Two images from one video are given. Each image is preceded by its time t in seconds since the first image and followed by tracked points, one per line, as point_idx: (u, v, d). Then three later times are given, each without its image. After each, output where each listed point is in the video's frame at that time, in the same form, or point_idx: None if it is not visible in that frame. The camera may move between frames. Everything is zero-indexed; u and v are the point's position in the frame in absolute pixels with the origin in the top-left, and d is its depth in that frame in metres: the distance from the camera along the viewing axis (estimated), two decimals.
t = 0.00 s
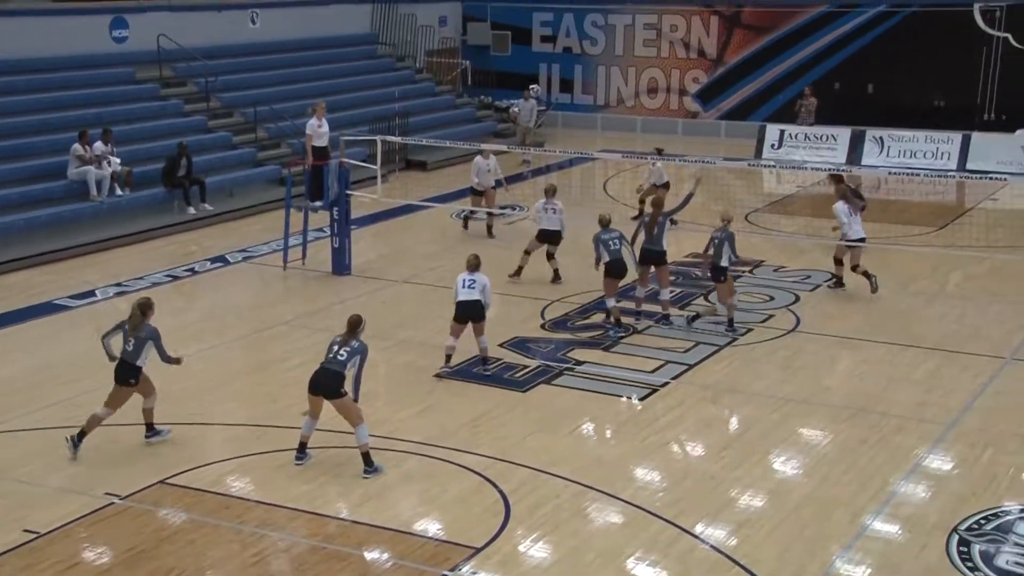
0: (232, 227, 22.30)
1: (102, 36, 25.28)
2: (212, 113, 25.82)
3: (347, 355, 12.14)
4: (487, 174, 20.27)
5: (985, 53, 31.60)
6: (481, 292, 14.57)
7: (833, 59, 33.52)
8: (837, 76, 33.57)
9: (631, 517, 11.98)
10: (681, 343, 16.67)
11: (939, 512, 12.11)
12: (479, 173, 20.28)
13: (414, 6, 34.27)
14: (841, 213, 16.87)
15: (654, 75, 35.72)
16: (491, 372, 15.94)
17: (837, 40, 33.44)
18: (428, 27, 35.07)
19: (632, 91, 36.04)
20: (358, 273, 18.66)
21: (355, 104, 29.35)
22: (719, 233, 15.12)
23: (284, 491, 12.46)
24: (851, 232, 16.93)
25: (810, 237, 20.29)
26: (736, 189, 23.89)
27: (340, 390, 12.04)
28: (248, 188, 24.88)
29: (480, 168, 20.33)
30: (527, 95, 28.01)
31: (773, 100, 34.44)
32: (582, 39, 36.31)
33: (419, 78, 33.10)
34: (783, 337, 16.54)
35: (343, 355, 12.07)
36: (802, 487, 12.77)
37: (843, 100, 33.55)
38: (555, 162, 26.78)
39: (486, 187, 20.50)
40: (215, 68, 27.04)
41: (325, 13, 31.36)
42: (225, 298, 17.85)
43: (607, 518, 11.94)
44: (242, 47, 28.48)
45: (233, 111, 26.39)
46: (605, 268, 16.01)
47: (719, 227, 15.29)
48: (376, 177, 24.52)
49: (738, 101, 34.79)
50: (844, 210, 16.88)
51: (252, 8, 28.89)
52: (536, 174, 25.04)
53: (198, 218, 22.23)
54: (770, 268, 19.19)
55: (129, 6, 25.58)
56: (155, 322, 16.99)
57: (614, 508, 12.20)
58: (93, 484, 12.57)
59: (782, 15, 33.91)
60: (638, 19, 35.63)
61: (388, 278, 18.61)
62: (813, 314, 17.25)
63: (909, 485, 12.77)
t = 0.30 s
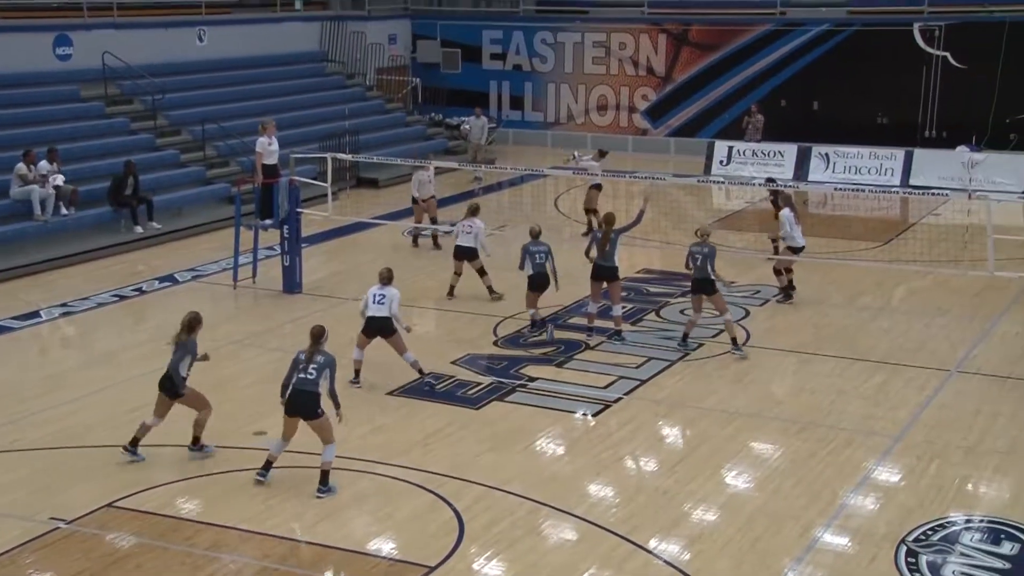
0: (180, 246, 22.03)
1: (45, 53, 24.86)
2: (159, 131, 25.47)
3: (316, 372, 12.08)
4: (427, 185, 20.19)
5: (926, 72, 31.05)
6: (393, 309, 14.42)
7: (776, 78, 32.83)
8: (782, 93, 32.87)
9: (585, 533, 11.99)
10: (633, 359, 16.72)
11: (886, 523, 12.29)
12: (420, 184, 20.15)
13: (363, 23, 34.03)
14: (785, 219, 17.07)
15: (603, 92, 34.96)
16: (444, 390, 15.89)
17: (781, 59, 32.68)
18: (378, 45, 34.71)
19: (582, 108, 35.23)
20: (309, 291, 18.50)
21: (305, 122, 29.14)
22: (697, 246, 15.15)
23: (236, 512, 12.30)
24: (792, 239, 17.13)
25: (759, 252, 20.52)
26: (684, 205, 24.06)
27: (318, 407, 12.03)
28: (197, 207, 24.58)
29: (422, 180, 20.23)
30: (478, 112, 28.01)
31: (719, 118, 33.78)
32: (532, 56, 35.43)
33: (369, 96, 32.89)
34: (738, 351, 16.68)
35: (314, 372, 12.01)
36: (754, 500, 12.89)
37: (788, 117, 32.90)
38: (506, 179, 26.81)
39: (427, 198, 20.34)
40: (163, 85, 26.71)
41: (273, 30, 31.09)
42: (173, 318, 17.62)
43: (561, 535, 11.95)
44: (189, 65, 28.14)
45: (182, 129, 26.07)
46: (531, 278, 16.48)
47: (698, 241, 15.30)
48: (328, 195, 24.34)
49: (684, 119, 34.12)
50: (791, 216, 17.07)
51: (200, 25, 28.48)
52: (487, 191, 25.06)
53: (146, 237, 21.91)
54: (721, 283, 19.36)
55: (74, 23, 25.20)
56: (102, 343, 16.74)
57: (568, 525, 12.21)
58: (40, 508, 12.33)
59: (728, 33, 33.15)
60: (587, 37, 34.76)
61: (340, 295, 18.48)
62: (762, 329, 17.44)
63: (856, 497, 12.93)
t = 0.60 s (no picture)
0: (125, 263, 20.60)
1: None
2: (99, 137, 23.86)
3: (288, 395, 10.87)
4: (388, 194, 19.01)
5: (922, 72, 29.18)
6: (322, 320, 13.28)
7: (765, 79, 30.81)
8: (771, 96, 30.82)
9: (561, 571, 10.82)
10: (613, 381, 15.57)
11: (889, 557, 11.19)
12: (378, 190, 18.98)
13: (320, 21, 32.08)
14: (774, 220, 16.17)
15: (579, 96, 32.81)
16: (410, 417, 14.68)
17: (771, 58, 30.63)
18: (337, 45, 32.79)
19: (557, 113, 33.14)
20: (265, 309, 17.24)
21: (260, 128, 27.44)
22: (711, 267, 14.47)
23: (179, 552, 11.05)
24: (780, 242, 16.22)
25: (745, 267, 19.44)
26: (663, 217, 22.93)
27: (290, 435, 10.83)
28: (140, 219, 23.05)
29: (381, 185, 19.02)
30: (446, 118, 26.77)
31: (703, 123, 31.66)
32: (502, 57, 33.30)
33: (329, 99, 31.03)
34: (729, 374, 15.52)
35: (280, 396, 10.82)
36: (744, 533, 11.74)
37: (777, 122, 30.83)
38: (476, 189, 25.57)
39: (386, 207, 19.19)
40: (103, 88, 25.05)
41: (225, 29, 29.23)
42: (116, 340, 16.32)
43: (536, 573, 10.77)
44: (133, 67, 26.50)
45: (124, 135, 24.39)
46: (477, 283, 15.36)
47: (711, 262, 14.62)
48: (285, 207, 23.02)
49: (666, 124, 32.02)
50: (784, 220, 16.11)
51: (143, 23, 26.74)
52: (456, 203, 23.84)
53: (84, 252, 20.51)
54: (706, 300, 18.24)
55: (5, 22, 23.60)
56: (37, 369, 15.43)
57: (544, 562, 11.04)
58: None
59: (712, 32, 31.10)
60: (561, 36, 32.62)
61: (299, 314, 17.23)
62: (751, 349, 16.35)
63: (855, 529, 11.83)
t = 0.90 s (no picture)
0: (73, 280, 18.87)
1: None
2: (41, 141, 21.69)
3: (276, 445, 9.82)
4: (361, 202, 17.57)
5: (956, 69, 26.66)
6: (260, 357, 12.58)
7: (782, 74, 28.24)
8: (787, 95, 28.23)
9: None
10: (615, 410, 14.02)
11: None
12: (350, 198, 17.56)
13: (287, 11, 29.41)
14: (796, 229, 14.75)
15: (575, 94, 30.04)
16: (387, 450, 13.11)
17: (788, 50, 28.12)
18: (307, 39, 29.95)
19: (551, 113, 30.27)
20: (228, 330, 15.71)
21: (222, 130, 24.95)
22: (731, 282, 13.05)
23: None
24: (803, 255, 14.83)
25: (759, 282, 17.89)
26: (663, 228, 21.37)
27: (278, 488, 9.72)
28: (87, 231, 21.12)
29: (354, 193, 17.59)
30: (428, 118, 25.12)
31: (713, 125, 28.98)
32: (490, 52, 30.52)
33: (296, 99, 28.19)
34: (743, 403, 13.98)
35: (272, 446, 9.77)
36: None
37: (795, 122, 28.21)
38: (463, 198, 23.91)
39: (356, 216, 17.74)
40: (44, 85, 22.84)
41: (184, 19, 26.65)
42: (61, 366, 14.75)
43: None
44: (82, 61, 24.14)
45: (69, 138, 22.17)
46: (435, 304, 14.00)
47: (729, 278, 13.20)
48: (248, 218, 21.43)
49: (671, 126, 29.33)
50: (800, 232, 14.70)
51: (92, 14, 24.40)
52: (440, 213, 22.27)
53: (17, 269, 18.81)
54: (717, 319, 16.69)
55: None
56: None
57: None
58: None
59: (724, 24, 28.54)
60: (555, 28, 29.91)
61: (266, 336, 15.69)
62: (766, 374, 14.83)
63: None
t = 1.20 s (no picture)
0: (20, 290, 17.05)
1: None
2: None
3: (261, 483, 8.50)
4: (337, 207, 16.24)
5: (1012, 53, 24.48)
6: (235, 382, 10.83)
7: (811, 61, 26.09)
8: (820, 83, 26.07)
9: None
10: (626, 439, 12.39)
11: None
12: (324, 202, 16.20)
13: None
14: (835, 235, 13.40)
15: (582, 82, 28.15)
16: (367, 484, 11.48)
17: (819, 34, 26.00)
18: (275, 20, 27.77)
19: (554, 105, 28.44)
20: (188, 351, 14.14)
21: (182, 120, 22.83)
22: (742, 297, 11.59)
23: None
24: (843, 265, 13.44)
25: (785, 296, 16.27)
26: (672, 234, 19.70)
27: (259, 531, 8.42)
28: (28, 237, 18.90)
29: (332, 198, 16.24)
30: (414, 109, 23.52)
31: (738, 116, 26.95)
32: (485, 35, 28.79)
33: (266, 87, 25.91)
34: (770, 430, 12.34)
35: (254, 484, 8.44)
36: None
37: (827, 115, 26.04)
38: (453, 199, 22.29)
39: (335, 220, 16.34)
40: None
41: None
42: None
43: None
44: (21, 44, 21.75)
45: (6, 132, 19.94)
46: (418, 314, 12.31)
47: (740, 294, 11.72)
48: (210, 221, 19.84)
49: (691, 116, 27.34)
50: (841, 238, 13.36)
51: None
52: (427, 216, 20.74)
53: None
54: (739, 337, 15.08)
55: None
56: None
57: None
58: None
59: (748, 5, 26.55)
60: (558, 9, 28.11)
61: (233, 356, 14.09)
62: (796, 399, 13.22)
63: None
